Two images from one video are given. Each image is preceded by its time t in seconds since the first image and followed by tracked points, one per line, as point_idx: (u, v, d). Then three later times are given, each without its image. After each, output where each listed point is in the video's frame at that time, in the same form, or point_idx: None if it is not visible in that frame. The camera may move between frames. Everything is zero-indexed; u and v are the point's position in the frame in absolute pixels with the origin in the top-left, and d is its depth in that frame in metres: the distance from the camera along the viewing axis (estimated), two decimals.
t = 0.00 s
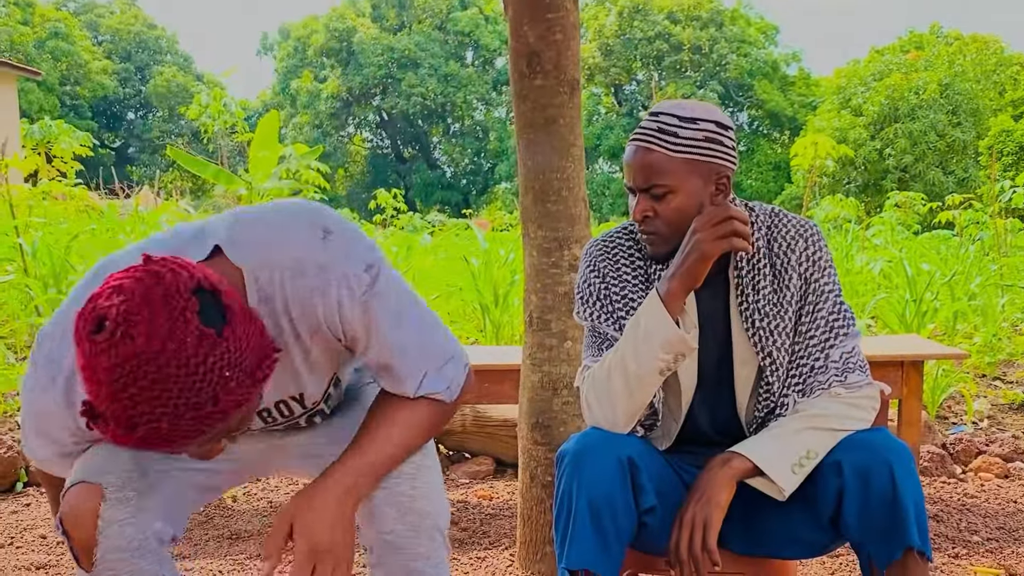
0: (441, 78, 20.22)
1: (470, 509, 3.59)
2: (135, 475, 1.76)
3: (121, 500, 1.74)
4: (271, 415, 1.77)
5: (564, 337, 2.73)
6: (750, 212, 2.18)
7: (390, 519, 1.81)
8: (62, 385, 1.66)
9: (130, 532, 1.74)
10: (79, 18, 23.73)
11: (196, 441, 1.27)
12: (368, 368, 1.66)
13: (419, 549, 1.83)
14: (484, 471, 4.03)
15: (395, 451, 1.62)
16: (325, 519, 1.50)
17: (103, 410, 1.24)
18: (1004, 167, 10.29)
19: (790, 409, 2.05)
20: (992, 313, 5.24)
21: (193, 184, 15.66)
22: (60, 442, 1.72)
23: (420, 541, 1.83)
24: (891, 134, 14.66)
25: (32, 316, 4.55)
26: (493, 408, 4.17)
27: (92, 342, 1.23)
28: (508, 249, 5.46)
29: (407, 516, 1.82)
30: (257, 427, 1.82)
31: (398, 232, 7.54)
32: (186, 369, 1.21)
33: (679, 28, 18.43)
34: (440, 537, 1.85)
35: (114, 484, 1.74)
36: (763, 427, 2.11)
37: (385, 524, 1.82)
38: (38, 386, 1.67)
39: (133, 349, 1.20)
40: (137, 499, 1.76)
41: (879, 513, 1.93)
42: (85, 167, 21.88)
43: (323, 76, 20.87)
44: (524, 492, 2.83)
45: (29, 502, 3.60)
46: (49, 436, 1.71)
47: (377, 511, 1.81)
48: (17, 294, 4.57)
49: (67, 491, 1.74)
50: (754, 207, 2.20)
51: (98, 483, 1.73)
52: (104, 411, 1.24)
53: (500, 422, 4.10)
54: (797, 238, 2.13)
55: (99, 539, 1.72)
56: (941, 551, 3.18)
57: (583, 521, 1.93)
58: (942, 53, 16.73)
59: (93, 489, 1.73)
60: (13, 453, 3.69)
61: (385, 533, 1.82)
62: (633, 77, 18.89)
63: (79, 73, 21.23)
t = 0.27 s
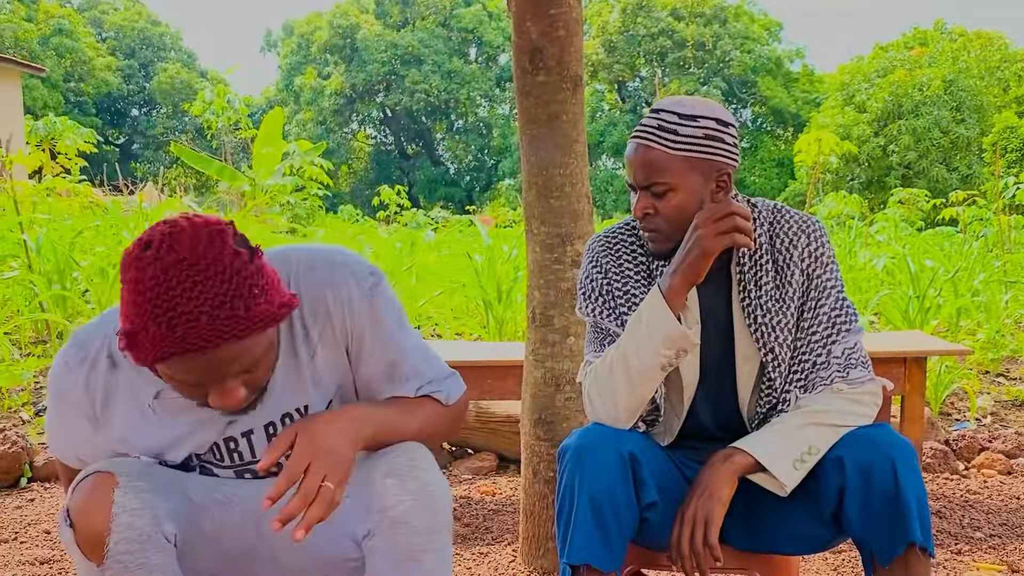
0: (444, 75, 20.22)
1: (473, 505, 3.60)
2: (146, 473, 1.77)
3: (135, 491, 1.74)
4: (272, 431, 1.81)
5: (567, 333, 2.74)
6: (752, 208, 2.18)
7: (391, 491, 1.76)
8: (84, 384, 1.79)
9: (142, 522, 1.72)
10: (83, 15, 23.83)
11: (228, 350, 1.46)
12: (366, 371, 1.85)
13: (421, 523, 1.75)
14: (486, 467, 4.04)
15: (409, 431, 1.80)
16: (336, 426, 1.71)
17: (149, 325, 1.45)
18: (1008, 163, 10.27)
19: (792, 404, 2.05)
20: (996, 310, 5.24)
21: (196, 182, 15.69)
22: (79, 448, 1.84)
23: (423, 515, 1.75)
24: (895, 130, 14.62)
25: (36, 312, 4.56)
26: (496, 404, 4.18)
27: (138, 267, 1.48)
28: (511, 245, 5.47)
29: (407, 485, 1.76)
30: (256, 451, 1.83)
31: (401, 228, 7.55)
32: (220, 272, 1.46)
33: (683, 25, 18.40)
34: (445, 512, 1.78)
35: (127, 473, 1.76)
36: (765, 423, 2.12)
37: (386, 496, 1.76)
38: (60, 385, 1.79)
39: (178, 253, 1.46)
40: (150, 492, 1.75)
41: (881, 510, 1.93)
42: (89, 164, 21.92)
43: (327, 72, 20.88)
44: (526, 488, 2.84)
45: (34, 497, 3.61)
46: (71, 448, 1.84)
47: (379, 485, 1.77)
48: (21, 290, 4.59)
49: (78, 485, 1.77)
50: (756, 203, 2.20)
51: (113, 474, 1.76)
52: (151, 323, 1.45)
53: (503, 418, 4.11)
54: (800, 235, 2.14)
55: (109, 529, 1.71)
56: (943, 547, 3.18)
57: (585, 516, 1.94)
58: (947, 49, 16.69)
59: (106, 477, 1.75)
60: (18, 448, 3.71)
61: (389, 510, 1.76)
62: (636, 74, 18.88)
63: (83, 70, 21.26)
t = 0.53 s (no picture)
0: (447, 72, 20.19)
1: (478, 502, 3.59)
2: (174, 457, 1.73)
3: (167, 470, 1.70)
4: (282, 389, 1.87)
5: (573, 330, 2.73)
6: (760, 205, 2.17)
7: (395, 463, 1.75)
8: (103, 347, 1.80)
9: (175, 503, 1.67)
10: (86, 13, 23.86)
11: (291, 233, 1.68)
12: (363, 355, 1.97)
13: (428, 493, 1.74)
14: (491, 464, 4.03)
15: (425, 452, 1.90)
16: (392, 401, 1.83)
17: (218, 214, 1.66)
18: (1014, 159, 10.24)
19: (800, 402, 2.05)
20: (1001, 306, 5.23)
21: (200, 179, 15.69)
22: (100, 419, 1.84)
23: (431, 487, 1.75)
24: (900, 127, 14.53)
25: (41, 309, 4.56)
26: (502, 401, 4.18)
27: (199, 175, 1.70)
28: (515, 242, 5.46)
29: (411, 458, 1.76)
30: (267, 410, 1.87)
31: (405, 225, 7.55)
32: (275, 169, 1.71)
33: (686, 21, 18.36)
34: (447, 480, 1.78)
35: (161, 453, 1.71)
36: (772, 420, 2.12)
37: (390, 468, 1.74)
38: (76, 355, 1.79)
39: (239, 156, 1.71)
40: (179, 474, 1.71)
41: (889, 506, 1.93)
42: (93, 161, 21.94)
43: (330, 69, 20.88)
44: (532, 485, 2.84)
45: (39, 495, 3.61)
46: (92, 425, 1.84)
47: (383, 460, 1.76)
48: (27, 287, 4.59)
49: (110, 468, 1.71)
50: (763, 199, 2.19)
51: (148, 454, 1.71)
52: (220, 212, 1.65)
53: (508, 416, 4.11)
54: (807, 232, 2.13)
55: (146, 506, 1.65)
56: (950, 544, 3.18)
57: (591, 516, 1.93)
58: (951, 46, 16.64)
59: (141, 457, 1.70)
60: (23, 445, 3.71)
61: (394, 483, 1.73)
62: (640, 71, 18.85)
63: (86, 67, 21.26)
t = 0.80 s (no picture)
0: (450, 68, 20.17)
1: (481, 499, 3.59)
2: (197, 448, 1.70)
3: (191, 461, 1.67)
4: (280, 371, 1.90)
5: (576, 327, 2.73)
6: (764, 201, 2.17)
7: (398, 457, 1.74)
8: (105, 325, 1.84)
9: (198, 494, 1.65)
10: (89, 9, 23.88)
11: (297, 171, 1.83)
12: (363, 351, 1.98)
13: (440, 489, 1.75)
14: (494, 461, 4.03)
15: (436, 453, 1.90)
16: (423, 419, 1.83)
17: (233, 157, 1.78)
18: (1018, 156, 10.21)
19: (805, 398, 2.04)
20: (1005, 303, 5.22)
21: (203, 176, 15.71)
22: (99, 400, 1.85)
23: (442, 481, 1.75)
24: (903, 124, 14.51)
25: (44, 306, 4.57)
26: (505, 398, 4.18)
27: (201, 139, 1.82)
28: (518, 238, 5.45)
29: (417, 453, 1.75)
30: (266, 392, 1.89)
31: (408, 222, 7.55)
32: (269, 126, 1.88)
33: (689, 17, 18.32)
34: (457, 474, 1.78)
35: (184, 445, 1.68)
36: (776, 416, 2.11)
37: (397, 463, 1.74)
38: (80, 336, 1.83)
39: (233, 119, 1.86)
40: (203, 465, 1.69)
41: (893, 502, 1.91)
42: (96, 158, 21.97)
43: (333, 66, 20.88)
44: (534, 481, 2.84)
45: (42, 491, 3.62)
46: (93, 407, 1.85)
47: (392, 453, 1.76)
48: (30, 283, 4.59)
49: (132, 458, 1.67)
50: (767, 195, 2.18)
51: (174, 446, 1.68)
52: (235, 156, 1.78)
53: (511, 412, 4.11)
54: (811, 227, 2.13)
55: (170, 497, 1.62)
56: (953, 541, 3.17)
57: (593, 511, 1.92)
58: (955, 41, 16.60)
59: (164, 448, 1.66)
60: (26, 441, 3.71)
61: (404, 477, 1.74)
62: (643, 67, 18.83)
63: (89, 64, 21.29)
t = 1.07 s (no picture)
0: (452, 66, 20.16)
1: (484, 496, 3.59)
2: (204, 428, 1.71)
3: (197, 438, 1.68)
4: (294, 364, 1.91)
5: (579, 323, 2.73)
6: (767, 196, 2.16)
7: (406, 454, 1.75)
8: (126, 313, 1.83)
9: (202, 472, 1.65)
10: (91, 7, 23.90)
11: (319, 159, 1.86)
12: (380, 349, 2.00)
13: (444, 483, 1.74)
14: (497, 458, 4.04)
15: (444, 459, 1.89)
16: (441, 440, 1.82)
17: (258, 144, 1.80)
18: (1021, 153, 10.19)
19: (809, 394, 2.03)
20: (1008, 300, 5.21)
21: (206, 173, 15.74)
22: (117, 388, 1.85)
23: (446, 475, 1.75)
24: (906, 121, 14.48)
25: (47, 303, 4.58)
26: (507, 395, 4.18)
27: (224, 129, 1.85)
28: (521, 236, 5.45)
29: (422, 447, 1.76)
30: (279, 383, 1.89)
31: (411, 219, 7.55)
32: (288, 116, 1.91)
33: (692, 14, 18.28)
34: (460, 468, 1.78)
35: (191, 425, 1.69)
36: (779, 412, 2.11)
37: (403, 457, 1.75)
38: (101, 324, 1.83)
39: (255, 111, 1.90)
40: (208, 445, 1.70)
41: (898, 498, 1.90)
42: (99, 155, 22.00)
43: (336, 63, 20.87)
44: (537, 478, 2.84)
45: (46, 488, 3.62)
46: (109, 396, 1.85)
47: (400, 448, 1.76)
48: (33, 280, 4.60)
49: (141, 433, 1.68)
50: (771, 190, 2.18)
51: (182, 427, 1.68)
52: (259, 140, 1.81)
53: (514, 409, 4.10)
54: (815, 223, 2.12)
55: (175, 470, 1.62)
56: (957, 538, 3.16)
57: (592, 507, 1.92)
58: (958, 39, 16.56)
59: (174, 425, 1.68)
60: (30, 438, 3.72)
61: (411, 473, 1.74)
62: (646, 64, 18.81)
63: (92, 62, 21.31)
